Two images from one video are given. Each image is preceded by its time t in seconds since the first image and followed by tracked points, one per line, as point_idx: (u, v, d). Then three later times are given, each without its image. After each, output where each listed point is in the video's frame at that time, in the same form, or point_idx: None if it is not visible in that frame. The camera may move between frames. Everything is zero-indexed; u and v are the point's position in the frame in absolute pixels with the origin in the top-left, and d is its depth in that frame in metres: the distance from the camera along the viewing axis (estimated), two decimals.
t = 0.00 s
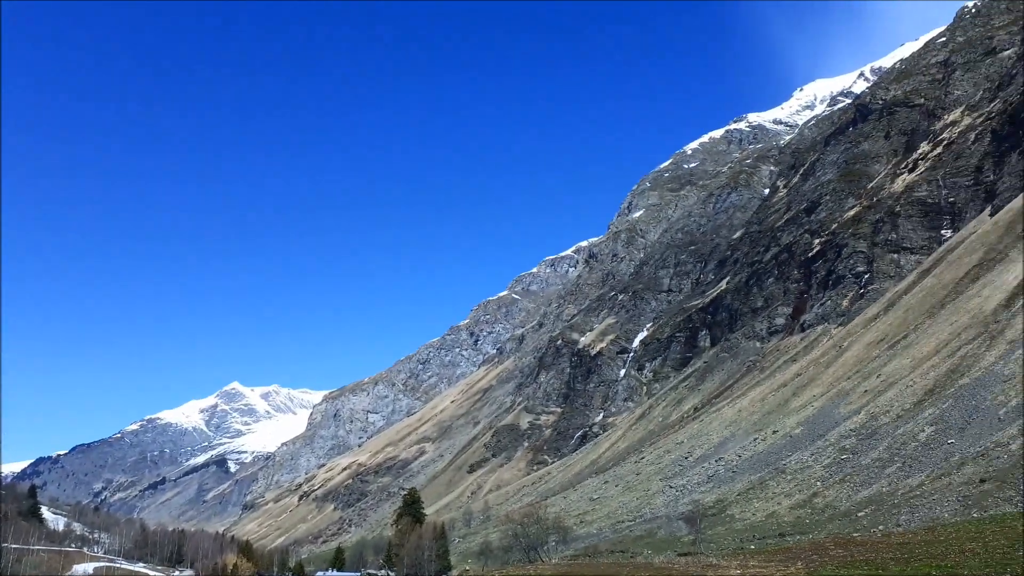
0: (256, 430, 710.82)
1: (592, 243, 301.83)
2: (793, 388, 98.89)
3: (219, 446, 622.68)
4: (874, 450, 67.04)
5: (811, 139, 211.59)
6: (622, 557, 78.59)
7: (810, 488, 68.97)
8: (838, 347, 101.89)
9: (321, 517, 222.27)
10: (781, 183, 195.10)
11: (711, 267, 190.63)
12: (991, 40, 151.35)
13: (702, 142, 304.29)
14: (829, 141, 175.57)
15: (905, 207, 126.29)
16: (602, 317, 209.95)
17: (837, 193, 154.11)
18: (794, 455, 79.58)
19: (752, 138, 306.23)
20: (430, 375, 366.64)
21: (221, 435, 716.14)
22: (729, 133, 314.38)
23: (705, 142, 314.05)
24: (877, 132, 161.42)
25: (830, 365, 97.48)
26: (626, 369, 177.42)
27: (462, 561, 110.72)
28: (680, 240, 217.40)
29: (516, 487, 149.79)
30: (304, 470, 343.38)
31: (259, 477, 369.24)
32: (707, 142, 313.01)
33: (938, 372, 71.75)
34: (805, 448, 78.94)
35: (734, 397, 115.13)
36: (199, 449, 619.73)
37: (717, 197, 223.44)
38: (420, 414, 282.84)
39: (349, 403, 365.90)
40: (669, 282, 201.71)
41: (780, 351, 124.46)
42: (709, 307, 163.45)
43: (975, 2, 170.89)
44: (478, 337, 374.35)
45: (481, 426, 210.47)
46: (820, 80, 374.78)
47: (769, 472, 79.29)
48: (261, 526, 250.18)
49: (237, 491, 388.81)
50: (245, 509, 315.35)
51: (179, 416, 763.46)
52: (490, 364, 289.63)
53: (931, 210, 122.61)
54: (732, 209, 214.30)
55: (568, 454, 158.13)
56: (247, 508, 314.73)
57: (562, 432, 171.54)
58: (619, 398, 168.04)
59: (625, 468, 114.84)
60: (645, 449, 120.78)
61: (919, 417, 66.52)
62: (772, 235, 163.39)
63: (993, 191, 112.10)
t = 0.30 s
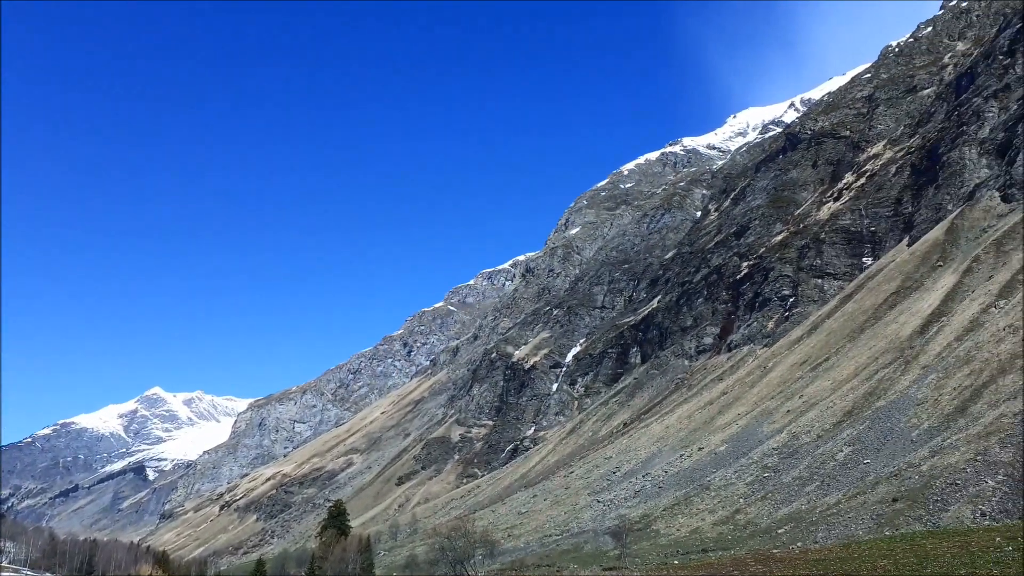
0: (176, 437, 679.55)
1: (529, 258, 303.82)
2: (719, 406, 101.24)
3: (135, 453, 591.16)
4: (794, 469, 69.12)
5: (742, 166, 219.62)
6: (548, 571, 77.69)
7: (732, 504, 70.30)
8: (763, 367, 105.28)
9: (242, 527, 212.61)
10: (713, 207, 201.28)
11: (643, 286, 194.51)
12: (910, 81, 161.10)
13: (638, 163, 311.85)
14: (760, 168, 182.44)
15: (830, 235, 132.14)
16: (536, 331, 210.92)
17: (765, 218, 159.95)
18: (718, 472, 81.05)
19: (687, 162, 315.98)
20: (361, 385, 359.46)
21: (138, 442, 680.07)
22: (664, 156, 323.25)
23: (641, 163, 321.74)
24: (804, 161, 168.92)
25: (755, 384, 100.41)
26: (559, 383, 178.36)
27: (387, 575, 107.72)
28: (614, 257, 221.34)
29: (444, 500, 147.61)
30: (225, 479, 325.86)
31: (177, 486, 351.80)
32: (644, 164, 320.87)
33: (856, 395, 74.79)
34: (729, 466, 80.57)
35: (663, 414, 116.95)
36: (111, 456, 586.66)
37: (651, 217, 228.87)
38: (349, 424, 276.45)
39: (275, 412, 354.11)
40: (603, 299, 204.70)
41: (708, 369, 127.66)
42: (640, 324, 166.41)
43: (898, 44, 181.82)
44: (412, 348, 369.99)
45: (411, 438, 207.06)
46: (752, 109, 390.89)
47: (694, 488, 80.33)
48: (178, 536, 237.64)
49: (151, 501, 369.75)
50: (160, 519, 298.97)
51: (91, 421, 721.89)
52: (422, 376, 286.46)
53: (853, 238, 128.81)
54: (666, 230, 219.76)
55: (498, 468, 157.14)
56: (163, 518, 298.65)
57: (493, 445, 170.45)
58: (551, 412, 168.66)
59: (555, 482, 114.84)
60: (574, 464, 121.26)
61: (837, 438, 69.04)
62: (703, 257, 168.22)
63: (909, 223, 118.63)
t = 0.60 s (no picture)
0: (120, 437, 656.54)
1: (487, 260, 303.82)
2: (671, 410, 102.68)
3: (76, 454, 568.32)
4: (744, 473, 70.47)
5: (697, 174, 223.99)
6: (501, 573, 77.06)
7: (683, 507, 71.23)
8: (715, 372, 107.26)
9: (190, 530, 205.55)
10: (668, 213, 204.54)
11: (599, 290, 196.39)
12: (859, 96, 166.79)
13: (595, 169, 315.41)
14: (715, 176, 186.14)
15: (781, 243, 135.57)
16: (493, 334, 210.85)
17: (719, 226, 163.20)
18: (670, 474, 82.02)
19: (643, 168, 320.98)
20: (314, 387, 353.35)
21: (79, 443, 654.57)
22: (621, 162, 327.76)
23: (599, 169, 325.48)
24: (757, 171, 173.10)
25: (707, 389, 102.14)
26: (515, 386, 178.35)
27: None
28: (571, 262, 223.12)
29: (398, 503, 145.86)
30: (173, 480, 313.36)
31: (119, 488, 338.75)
32: (601, 169, 324.71)
33: (805, 400, 76.74)
34: (680, 469, 81.59)
35: (616, 417, 117.95)
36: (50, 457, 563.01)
37: (608, 223, 231.51)
38: (302, 425, 270.99)
39: (225, 413, 344.79)
40: (559, 302, 205.91)
41: (661, 373, 129.43)
42: (596, 328, 167.80)
43: (848, 59, 188.22)
44: (366, 349, 365.75)
45: (365, 440, 204.19)
46: (706, 118, 399.42)
47: (646, 490, 81.07)
48: (122, 539, 228.46)
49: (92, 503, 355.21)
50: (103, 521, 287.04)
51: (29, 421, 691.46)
52: (377, 378, 283.26)
53: (803, 247, 132.50)
54: (622, 236, 222.45)
55: (453, 470, 156.06)
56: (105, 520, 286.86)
57: (447, 447, 169.24)
58: (506, 414, 168.49)
59: (509, 484, 114.60)
60: (529, 466, 121.27)
61: (786, 442, 70.69)
62: (658, 262, 170.81)
63: (858, 233, 122.56)
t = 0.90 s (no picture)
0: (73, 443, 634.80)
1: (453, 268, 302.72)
2: (634, 420, 103.16)
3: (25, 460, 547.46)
4: (704, 483, 71.01)
5: (663, 187, 226.80)
6: None
7: (644, 517, 71.38)
8: (677, 383, 108.23)
9: (144, 538, 198.95)
10: (634, 224, 206.43)
11: (565, 299, 197.05)
12: (822, 112, 171.01)
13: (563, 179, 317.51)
14: (680, 189, 188.59)
15: (744, 256, 137.77)
16: (458, 342, 209.89)
17: (684, 238, 165.27)
18: (631, 485, 82.19)
19: (610, 180, 324.19)
20: (274, 393, 346.57)
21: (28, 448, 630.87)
22: (589, 173, 330.49)
23: (566, 179, 327.65)
24: (722, 184, 175.94)
25: (669, 399, 102.93)
26: (479, 395, 177.40)
27: None
28: (537, 270, 223.74)
29: (358, 512, 143.50)
30: (129, 486, 305.70)
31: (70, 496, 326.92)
32: (569, 179, 326.99)
33: (765, 412, 77.80)
34: (641, 479, 81.81)
35: (579, 427, 118.07)
36: None
37: (575, 233, 232.88)
38: (262, 432, 265.28)
39: (183, 418, 336.09)
40: (525, 311, 206.04)
41: (625, 383, 130.18)
42: (561, 338, 168.11)
43: (812, 77, 192.94)
44: (329, 355, 361.00)
45: (326, 447, 200.82)
46: (673, 131, 405.48)
47: (608, 500, 81.08)
48: (72, 547, 220.04)
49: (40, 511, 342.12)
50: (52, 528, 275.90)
51: None
52: (339, 384, 279.31)
53: (766, 261, 134.83)
54: (588, 246, 224.03)
55: (415, 479, 154.29)
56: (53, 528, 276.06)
57: (409, 456, 167.25)
58: (469, 423, 167.35)
59: (471, 494, 113.68)
60: (491, 475, 120.46)
61: (745, 453, 71.44)
62: (623, 273, 172.26)
63: (819, 248, 125.23)
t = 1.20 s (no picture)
0: None
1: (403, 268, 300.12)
2: (580, 423, 103.91)
3: None
4: (646, 486, 72.00)
5: (614, 194, 230.04)
6: None
7: (587, 520, 71.70)
8: (623, 387, 109.62)
9: (72, 538, 189.67)
10: (585, 230, 208.53)
11: (515, 302, 197.39)
12: (770, 127, 176.37)
13: (515, 183, 318.69)
14: (631, 197, 191.42)
15: (690, 265, 140.58)
16: (406, 342, 207.96)
17: (633, 245, 167.71)
18: (574, 488, 82.58)
19: (562, 185, 327.13)
20: (214, 391, 334.78)
21: None
22: (541, 178, 332.80)
23: (519, 183, 329.06)
24: (671, 194, 179.44)
25: (614, 404, 104.03)
26: (425, 396, 175.90)
27: None
28: (488, 273, 223.74)
29: (298, 513, 140.22)
30: (59, 485, 292.21)
31: None
32: (521, 183, 328.40)
33: (706, 418, 79.44)
34: (585, 482, 82.28)
35: (526, 430, 118.25)
36: None
37: (527, 237, 233.99)
38: (201, 430, 256.97)
39: (118, 415, 322.52)
40: (474, 313, 205.66)
41: (571, 387, 131.14)
42: (509, 341, 168.31)
43: (761, 91, 198.88)
44: (272, 354, 352.55)
45: (267, 447, 195.73)
46: (624, 140, 412.23)
47: (551, 503, 81.27)
48: None
49: None
50: None
51: None
52: (281, 384, 273.05)
53: (711, 270, 137.91)
54: (539, 250, 225.34)
55: (357, 481, 151.75)
56: None
57: (352, 457, 164.46)
58: (415, 425, 165.77)
59: (414, 495, 112.48)
60: (435, 478, 119.50)
61: (687, 458, 72.67)
62: (573, 278, 173.74)
63: (762, 258, 128.84)
